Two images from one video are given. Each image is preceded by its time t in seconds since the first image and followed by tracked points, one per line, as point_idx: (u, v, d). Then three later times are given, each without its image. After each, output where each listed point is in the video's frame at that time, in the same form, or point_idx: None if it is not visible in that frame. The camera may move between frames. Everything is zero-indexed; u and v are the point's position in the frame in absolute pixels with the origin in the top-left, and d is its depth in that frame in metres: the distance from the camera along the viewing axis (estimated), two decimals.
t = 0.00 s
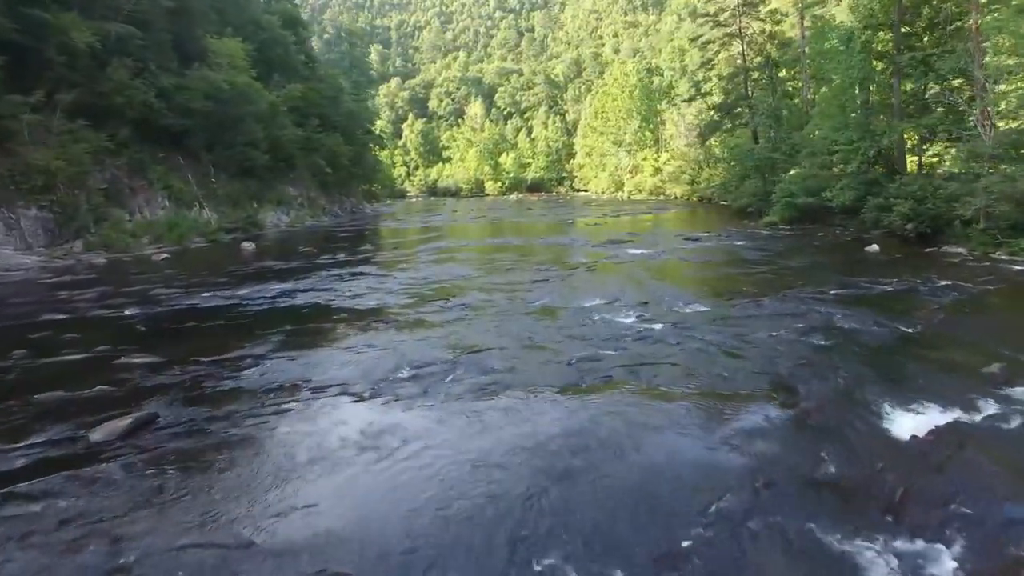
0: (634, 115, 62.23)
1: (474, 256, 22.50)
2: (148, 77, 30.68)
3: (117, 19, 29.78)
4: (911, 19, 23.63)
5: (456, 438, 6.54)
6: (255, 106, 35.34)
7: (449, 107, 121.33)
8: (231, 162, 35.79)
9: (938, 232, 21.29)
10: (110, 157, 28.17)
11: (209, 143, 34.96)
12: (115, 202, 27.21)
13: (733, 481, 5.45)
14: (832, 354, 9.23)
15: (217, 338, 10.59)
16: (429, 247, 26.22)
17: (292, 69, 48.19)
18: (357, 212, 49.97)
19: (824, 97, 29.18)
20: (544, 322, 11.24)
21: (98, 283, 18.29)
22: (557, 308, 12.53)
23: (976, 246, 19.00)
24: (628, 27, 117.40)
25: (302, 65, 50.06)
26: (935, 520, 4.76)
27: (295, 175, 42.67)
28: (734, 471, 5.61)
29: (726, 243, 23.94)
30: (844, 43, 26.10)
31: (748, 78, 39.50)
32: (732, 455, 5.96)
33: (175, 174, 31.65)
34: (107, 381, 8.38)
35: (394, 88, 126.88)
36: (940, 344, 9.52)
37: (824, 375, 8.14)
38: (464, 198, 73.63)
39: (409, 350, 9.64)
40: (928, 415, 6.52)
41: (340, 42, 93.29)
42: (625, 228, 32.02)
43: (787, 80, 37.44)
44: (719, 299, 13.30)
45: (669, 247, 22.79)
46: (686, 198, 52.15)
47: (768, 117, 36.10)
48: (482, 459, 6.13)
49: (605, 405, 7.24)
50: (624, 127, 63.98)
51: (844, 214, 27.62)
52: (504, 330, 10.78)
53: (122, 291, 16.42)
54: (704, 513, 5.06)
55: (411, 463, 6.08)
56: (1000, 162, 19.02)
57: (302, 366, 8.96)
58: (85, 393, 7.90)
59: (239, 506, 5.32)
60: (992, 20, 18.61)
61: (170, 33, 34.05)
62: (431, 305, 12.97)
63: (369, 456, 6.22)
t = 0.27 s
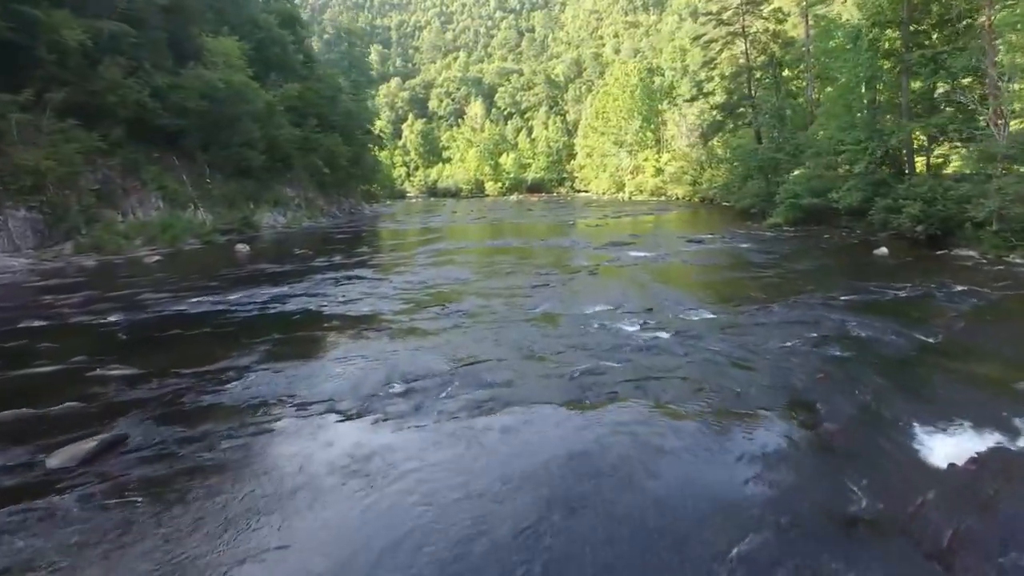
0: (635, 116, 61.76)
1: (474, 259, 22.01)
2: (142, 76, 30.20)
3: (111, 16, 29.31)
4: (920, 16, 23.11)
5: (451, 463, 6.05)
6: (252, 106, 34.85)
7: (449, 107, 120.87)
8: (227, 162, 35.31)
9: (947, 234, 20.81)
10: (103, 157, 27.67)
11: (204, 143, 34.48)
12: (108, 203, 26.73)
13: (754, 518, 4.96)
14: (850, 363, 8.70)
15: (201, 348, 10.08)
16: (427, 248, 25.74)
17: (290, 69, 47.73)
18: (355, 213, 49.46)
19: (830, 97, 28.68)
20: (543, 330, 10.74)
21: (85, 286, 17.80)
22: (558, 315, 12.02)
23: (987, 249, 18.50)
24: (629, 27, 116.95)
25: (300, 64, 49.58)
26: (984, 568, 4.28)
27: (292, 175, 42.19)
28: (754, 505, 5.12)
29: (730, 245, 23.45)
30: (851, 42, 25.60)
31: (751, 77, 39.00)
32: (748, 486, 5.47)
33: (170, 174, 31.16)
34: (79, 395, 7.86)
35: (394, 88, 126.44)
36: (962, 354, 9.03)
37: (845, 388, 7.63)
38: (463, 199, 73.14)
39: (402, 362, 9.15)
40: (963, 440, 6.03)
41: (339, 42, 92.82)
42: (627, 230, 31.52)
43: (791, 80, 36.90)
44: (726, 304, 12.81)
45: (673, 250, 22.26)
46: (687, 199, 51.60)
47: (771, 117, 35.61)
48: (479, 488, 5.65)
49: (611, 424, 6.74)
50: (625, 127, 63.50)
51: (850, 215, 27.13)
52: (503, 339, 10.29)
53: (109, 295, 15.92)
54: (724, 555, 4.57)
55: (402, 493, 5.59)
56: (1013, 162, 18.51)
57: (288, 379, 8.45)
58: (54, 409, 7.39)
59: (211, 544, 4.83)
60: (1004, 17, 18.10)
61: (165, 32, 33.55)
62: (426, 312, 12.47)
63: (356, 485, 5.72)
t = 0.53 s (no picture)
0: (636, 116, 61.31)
1: (473, 261, 21.53)
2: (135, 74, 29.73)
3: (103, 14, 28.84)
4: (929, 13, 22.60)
5: (444, 492, 5.50)
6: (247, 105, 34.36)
7: (449, 107, 120.46)
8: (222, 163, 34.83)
9: (957, 236, 20.32)
10: (94, 158, 27.17)
11: (199, 143, 34.00)
12: (99, 203, 26.25)
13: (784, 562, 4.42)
14: (870, 375, 8.18)
15: (183, 359, 9.56)
16: (425, 250, 25.26)
17: (287, 68, 47.27)
18: (353, 214, 48.96)
19: (836, 96, 28.17)
20: (544, 339, 10.23)
21: (72, 290, 17.31)
22: (559, 322, 11.51)
23: (1000, 252, 18.00)
24: (630, 28, 116.52)
25: (298, 64, 49.12)
26: None
27: (289, 176, 41.72)
28: (782, 547, 4.58)
29: (734, 248, 22.97)
30: (858, 40, 25.08)
31: (754, 76, 38.51)
32: (773, 521, 4.94)
33: (164, 175, 30.66)
34: (46, 412, 7.33)
35: (394, 88, 126.04)
36: (986, 365, 8.52)
37: (869, 405, 7.10)
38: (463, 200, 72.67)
39: (393, 375, 8.64)
40: (1005, 468, 5.53)
41: (338, 42, 92.41)
42: (628, 231, 31.02)
43: (794, 79, 36.40)
44: (735, 311, 12.30)
45: (676, 252, 21.76)
46: (689, 199, 51.17)
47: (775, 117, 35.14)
48: (475, 522, 5.10)
49: (621, 447, 6.20)
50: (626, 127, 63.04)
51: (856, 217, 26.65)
52: (502, 349, 9.79)
53: (95, 299, 15.43)
54: None
55: (390, 528, 5.03)
56: None
57: (272, 395, 7.92)
58: (17, 427, 6.87)
59: None
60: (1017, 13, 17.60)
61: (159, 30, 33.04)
62: (421, 319, 11.94)
63: (340, 518, 5.18)
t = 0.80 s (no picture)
0: (636, 116, 60.80)
1: (472, 263, 21.08)
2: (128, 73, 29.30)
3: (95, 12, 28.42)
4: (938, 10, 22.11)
5: (439, 525, 5.00)
6: (243, 105, 33.93)
7: (450, 108, 120.09)
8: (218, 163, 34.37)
9: (967, 238, 19.84)
10: (87, 158, 26.72)
11: (194, 143, 33.56)
12: (91, 205, 25.81)
13: None
14: (890, 386, 7.72)
15: (167, 368, 9.09)
16: (423, 252, 24.82)
17: (285, 67, 46.87)
18: (352, 215, 48.52)
19: (842, 95, 27.72)
20: (546, 349, 9.75)
21: (59, 293, 16.89)
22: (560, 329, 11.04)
23: (1011, 254, 17.53)
24: (630, 28, 116.06)
25: (295, 63, 48.69)
26: None
27: (286, 177, 41.30)
28: None
29: (739, 249, 22.53)
30: (866, 38, 24.61)
31: (757, 75, 38.05)
32: (797, 560, 4.48)
33: (158, 176, 30.22)
34: (11, 429, 6.84)
35: (394, 88, 125.67)
36: (1013, 379, 8.04)
37: (892, 422, 6.62)
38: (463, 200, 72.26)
39: (385, 389, 8.16)
40: None
41: (337, 41, 92.06)
42: (630, 232, 30.57)
43: (798, 78, 35.93)
44: (743, 316, 11.83)
45: (679, 254, 21.31)
46: (691, 200, 50.73)
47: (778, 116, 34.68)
48: (474, 559, 4.59)
49: (629, 470, 5.72)
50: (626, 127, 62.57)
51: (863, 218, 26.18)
52: (501, 360, 9.31)
53: (81, 304, 14.99)
54: None
55: (379, 567, 4.53)
56: None
57: (257, 409, 7.45)
58: None
59: None
60: None
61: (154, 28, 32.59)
62: (417, 325, 11.47)
63: (324, 553, 4.68)
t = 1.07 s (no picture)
0: (637, 116, 60.33)
1: (471, 266, 20.63)
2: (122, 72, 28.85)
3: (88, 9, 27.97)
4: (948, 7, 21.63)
5: (431, 561, 4.54)
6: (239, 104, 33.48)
7: (450, 108, 119.67)
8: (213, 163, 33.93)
9: (977, 241, 19.39)
10: (79, 158, 26.28)
11: (189, 143, 33.12)
12: (83, 205, 25.36)
13: None
14: (912, 399, 7.25)
15: (148, 379, 8.62)
16: (421, 254, 24.38)
17: (282, 66, 46.42)
18: (350, 215, 48.06)
19: (848, 94, 27.26)
20: (547, 359, 9.30)
21: (45, 297, 16.43)
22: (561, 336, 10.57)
23: None
24: (630, 28, 115.71)
25: (293, 63, 48.26)
26: None
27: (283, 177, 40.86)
28: None
29: (744, 252, 22.08)
30: (873, 36, 24.15)
31: (759, 74, 37.60)
32: None
33: (152, 176, 29.78)
34: None
35: (394, 88, 125.19)
36: None
37: (920, 440, 6.14)
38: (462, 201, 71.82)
39: (376, 402, 7.71)
40: None
41: (336, 41, 91.62)
42: (631, 234, 30.11)
43: (802, 77, 35.47)
44: (751, 323, 11.37)
45: (682, 256, 20.86)
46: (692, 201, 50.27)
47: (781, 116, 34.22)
48: None
49: (638, 499, 5.26)
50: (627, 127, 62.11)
51: (869, 219, 25.74)
52: (500, 370, 8.86)
53: (66, 308, 14.54)
54: None
55: None
56: None
57: (238, 425, 6.98)
58: None
59: None
60: None
61: (148, 26, 32.13)
62: (411, 333, 10.99)
63: None
